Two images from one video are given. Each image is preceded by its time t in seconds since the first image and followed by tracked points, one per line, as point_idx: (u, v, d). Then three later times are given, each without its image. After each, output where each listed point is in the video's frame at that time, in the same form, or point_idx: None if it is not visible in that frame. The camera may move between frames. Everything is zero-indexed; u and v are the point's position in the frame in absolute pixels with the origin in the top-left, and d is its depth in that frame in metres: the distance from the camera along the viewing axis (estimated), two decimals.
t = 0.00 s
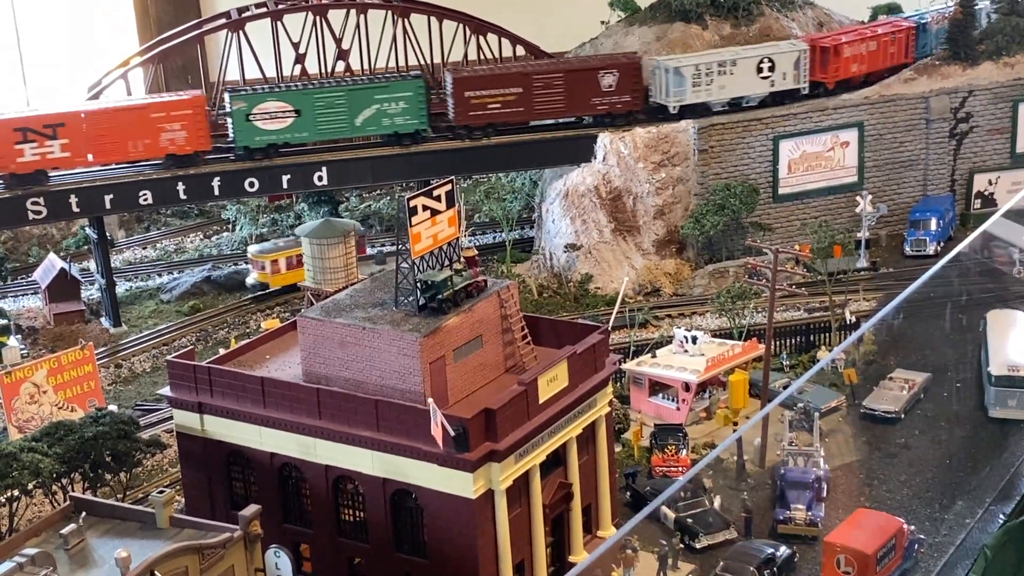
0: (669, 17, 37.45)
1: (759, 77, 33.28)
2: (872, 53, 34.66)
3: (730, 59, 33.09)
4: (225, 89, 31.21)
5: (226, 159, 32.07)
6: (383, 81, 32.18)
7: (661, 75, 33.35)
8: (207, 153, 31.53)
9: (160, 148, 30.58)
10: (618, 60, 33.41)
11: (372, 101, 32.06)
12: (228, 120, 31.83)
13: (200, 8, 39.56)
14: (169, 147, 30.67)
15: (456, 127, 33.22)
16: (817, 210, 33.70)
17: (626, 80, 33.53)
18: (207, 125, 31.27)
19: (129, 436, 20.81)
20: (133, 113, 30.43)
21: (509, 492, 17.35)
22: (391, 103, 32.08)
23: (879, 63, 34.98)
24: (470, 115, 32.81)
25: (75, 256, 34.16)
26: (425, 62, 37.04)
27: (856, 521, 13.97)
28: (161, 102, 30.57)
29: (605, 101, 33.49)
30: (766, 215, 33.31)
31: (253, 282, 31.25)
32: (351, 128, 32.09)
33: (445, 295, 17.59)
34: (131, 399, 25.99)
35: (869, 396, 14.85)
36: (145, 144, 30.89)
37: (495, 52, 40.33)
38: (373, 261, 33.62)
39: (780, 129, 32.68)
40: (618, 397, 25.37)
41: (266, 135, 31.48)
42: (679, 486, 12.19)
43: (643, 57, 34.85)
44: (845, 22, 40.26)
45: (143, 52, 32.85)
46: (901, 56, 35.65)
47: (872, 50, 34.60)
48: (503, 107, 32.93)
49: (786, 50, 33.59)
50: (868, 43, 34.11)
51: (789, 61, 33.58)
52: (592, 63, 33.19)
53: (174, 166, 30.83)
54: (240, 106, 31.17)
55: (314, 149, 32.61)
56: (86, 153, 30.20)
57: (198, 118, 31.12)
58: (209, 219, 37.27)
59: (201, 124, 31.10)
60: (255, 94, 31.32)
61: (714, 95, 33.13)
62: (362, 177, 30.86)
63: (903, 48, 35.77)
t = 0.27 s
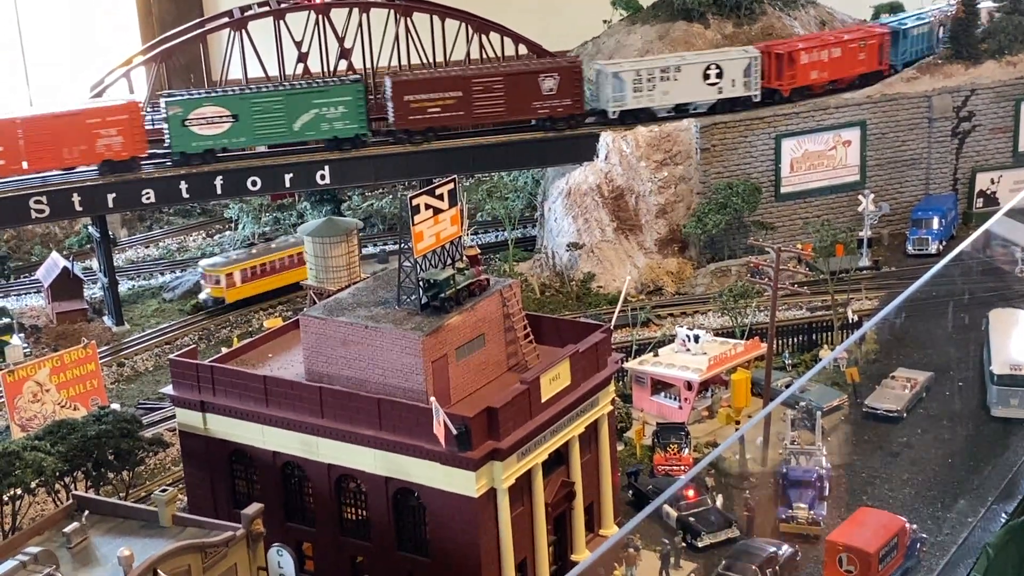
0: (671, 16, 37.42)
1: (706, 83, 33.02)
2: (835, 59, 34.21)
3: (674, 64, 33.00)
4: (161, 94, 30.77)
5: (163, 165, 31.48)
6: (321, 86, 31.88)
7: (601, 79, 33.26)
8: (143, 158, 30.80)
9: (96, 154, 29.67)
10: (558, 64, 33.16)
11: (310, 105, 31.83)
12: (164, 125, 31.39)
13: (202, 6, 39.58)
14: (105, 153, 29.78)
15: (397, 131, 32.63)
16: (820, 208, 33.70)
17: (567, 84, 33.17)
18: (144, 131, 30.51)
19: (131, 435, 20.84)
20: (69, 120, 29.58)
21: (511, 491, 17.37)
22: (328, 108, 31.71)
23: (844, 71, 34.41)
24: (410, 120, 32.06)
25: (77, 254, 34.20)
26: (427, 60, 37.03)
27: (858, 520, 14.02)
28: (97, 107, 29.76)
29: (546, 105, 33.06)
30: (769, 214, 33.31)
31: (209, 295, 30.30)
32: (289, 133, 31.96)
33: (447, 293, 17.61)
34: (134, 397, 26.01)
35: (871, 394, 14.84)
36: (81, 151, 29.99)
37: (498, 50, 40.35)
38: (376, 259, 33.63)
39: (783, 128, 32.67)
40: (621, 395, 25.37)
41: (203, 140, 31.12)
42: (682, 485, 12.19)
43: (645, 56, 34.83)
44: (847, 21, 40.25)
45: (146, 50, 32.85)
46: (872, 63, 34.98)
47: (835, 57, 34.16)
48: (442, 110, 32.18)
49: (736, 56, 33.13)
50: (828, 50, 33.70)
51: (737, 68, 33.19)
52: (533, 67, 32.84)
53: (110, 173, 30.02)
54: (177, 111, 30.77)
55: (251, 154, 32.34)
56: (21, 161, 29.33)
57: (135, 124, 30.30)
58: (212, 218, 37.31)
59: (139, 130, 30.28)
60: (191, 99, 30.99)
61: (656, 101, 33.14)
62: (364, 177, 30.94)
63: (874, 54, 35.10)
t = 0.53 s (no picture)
0: (673, 16, 37.42)
1: (646, 90, 32.76)
2: (793, 67, 33.45)
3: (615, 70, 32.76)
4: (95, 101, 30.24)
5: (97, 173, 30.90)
6: (258, 92, 31.52)
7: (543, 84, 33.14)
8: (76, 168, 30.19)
9: (31, 162, 28.86)
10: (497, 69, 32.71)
11: (245, 111, 31.41)
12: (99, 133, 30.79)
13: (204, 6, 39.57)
14: (40, 161, 29.01)
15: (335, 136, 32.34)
16: (822, 208, 33.70)
17: (507, 90, 32.71)
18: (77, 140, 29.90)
19: (133, 435, 20.84)
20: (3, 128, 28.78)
21: (514, 490, 17.38)
22: (265, 114, 31.40)
23: (802, 79, 33.58)
24: (347, 125, 31.85)
25: (79, 254, 34.21)
26: (428, 60, 37.00)
27: (860, 520, 14.06)
28: (31, 115, 29.10)
29: (486, 110, 32.64)
30: (771, 214, 33.31)
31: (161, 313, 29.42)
32: (225, 139, 31.45)
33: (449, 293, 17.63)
34: (136, 397, 26.01)
35: (874, 394, 14.75)
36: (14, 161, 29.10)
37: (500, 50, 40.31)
38: (378, 259, 33.60)
39: (785, 128, 32.67)
40: (623, 395, 25.35)
41: (138, 147, 30.56)
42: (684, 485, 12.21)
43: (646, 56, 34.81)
44: (849, 21, 40.22)
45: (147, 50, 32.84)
46: (834, 72, 34.13)
47: (793, 65, 33.42)
48: (381, 115, 32.19)
49: (678, 62, 32.65)
50: (781, 58, 33.03)
51: (681, 75, 32.70)
52: (471, 72, 32.43)
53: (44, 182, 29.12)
54: (110, 118, 30.18)
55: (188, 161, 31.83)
56: None
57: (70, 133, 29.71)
58: (214, 218, 37.32)
59: (74, 139, 29.70)
60: (124, 105, 30.40)
61: (596, 107, 32.95)
62: (366, 176, 30.81)
63: (836, 62, 34.28)
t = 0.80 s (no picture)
0: (675, 16, 37.42)
1: (585, 95, 33.12)
2: (739, 75, 33.31)
3: (552, 75, 33.02)
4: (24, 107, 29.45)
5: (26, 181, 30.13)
6: (193, 97, 31.03)
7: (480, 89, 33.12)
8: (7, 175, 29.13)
9: None
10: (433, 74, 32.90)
11: (180, 117, 30.94)
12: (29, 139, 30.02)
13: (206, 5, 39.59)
14: None
15: (270, 141, 32.31)
16: (824, 208, 33.70)
17: (445, 94, 32.86)
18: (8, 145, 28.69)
19: (136, 434, 20.84)
20: None
21: (515, 490, 17.39)
22: (199, 120, 30.92)
23: (749, 87, 33.35)
24: (283, 131, 31.86)
25: (82, 253, 34.24)
26: (430, 59, 37.00)
27: (862, 519, 14.02)
28: None
29: (423, 116, 32.89)
30: (773, 214, 33.33)
31: (106, 333, 28.37)
32: (159, 146, 30.99)
33: (452, 293, 17.63)
34: (139, 397, 26.00)
35: (875, 394, 14.84)
36: None
37: (502, 50, 40.31)
38: (380, 258, 33.59)
39: (787, 127, 32.66)
40: (624, 395, 25.41)
41: (70, 154, 29.94)
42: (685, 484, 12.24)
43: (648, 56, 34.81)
44: (851, 21, 40.22)
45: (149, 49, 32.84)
46: (786, 80, 33.71)
47: (739, 72, 33.25)
48: (317, 121, 32.09)
49: (618, 67, 33.10)
50: (726, 65, 32.87)
51: (619, 80, 33.18)
52: (410, 77, 32.72)
53: None
54: (39, 125, 29.39)
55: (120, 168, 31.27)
56: None
57: None
58: (216, 217, 37.33)
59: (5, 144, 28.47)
60: (55, 112, 29.67)
61: (534, 112, 33.09)
62: (368, 176, 30.80)
63: (790, 69, 33.80)
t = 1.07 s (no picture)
0: (678, 14, 37.42)
1: (523, 99, 32.88)
2: (681, 81, 32.90)
3: (490, 79, 32.83)
4: None
5: None
6: (126, 103, 30.50)
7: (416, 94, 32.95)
8: None
9: None
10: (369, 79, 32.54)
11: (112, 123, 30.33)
12: None
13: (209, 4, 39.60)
14: None
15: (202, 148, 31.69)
16: (827, 207, 33.70)
17: (381, 99, 32.52)
18: None
19: (139, 432, 20.87)
20: None
21: (519, 488, 17.39)
22: (132, 125, 30.32)
23: (691, 94, 32.87)
24: (218, 136, 31.35)
25: (85, 252, 34.25)
26: (433, 58, 36.99)
27: (866, 518, 13.95)
28: None
29: (359, 120, 32.37)
30: (775, 213, 33.32)
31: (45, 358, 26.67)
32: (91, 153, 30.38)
33: (455, 291, 17.62)
34: (142, 395, 25.99)
35: (880, 392, 14.85)
36: None
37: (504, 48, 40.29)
38: (382, 257, 33.57)
39: (789, 126, 32.65)
40: (628, 394, 25.45)
41: None
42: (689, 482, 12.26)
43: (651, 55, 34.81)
44: (854, 20, 40.20)
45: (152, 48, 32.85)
46: (732, 87, 33.00)
47: (680, 78, 32.83)
48: (251, 126, 31.59)
49: (557, 72, 32.96)
50: (666, 71, 32.57)
51: (558, 85, 33.03)
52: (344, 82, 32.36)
53: None
54: None
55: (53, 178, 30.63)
56: None
57: None
58: (218, 216, 37.33)
59: None
60: None
61: (471, 117, 32.89)
62: (369, 177, 30.98)
63: (736, 76, 33.03)
